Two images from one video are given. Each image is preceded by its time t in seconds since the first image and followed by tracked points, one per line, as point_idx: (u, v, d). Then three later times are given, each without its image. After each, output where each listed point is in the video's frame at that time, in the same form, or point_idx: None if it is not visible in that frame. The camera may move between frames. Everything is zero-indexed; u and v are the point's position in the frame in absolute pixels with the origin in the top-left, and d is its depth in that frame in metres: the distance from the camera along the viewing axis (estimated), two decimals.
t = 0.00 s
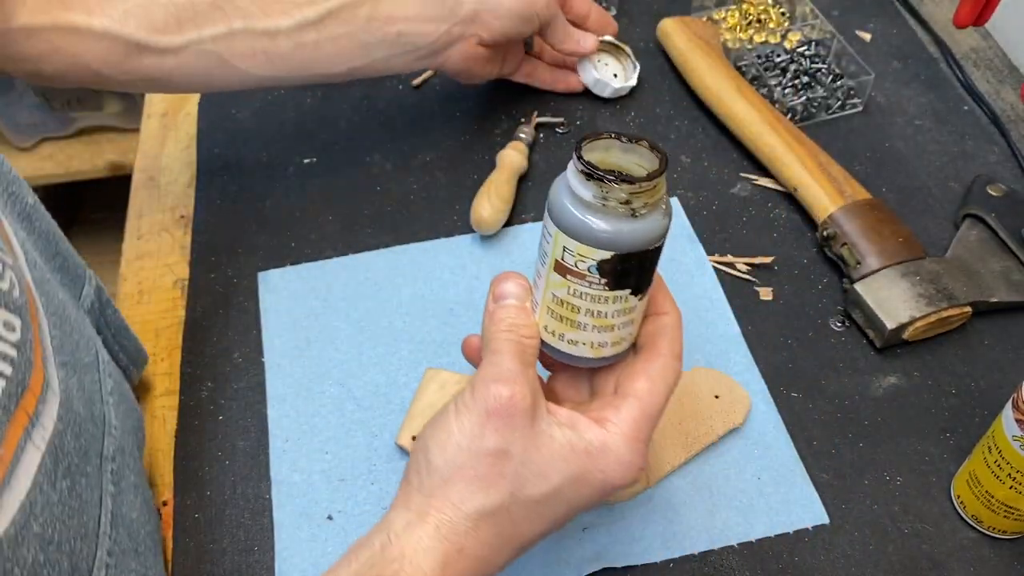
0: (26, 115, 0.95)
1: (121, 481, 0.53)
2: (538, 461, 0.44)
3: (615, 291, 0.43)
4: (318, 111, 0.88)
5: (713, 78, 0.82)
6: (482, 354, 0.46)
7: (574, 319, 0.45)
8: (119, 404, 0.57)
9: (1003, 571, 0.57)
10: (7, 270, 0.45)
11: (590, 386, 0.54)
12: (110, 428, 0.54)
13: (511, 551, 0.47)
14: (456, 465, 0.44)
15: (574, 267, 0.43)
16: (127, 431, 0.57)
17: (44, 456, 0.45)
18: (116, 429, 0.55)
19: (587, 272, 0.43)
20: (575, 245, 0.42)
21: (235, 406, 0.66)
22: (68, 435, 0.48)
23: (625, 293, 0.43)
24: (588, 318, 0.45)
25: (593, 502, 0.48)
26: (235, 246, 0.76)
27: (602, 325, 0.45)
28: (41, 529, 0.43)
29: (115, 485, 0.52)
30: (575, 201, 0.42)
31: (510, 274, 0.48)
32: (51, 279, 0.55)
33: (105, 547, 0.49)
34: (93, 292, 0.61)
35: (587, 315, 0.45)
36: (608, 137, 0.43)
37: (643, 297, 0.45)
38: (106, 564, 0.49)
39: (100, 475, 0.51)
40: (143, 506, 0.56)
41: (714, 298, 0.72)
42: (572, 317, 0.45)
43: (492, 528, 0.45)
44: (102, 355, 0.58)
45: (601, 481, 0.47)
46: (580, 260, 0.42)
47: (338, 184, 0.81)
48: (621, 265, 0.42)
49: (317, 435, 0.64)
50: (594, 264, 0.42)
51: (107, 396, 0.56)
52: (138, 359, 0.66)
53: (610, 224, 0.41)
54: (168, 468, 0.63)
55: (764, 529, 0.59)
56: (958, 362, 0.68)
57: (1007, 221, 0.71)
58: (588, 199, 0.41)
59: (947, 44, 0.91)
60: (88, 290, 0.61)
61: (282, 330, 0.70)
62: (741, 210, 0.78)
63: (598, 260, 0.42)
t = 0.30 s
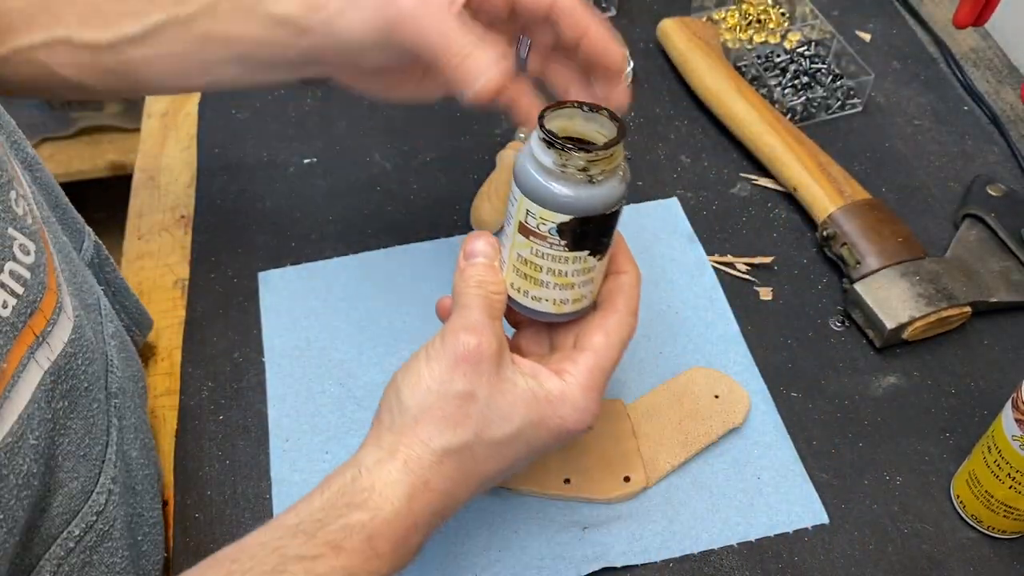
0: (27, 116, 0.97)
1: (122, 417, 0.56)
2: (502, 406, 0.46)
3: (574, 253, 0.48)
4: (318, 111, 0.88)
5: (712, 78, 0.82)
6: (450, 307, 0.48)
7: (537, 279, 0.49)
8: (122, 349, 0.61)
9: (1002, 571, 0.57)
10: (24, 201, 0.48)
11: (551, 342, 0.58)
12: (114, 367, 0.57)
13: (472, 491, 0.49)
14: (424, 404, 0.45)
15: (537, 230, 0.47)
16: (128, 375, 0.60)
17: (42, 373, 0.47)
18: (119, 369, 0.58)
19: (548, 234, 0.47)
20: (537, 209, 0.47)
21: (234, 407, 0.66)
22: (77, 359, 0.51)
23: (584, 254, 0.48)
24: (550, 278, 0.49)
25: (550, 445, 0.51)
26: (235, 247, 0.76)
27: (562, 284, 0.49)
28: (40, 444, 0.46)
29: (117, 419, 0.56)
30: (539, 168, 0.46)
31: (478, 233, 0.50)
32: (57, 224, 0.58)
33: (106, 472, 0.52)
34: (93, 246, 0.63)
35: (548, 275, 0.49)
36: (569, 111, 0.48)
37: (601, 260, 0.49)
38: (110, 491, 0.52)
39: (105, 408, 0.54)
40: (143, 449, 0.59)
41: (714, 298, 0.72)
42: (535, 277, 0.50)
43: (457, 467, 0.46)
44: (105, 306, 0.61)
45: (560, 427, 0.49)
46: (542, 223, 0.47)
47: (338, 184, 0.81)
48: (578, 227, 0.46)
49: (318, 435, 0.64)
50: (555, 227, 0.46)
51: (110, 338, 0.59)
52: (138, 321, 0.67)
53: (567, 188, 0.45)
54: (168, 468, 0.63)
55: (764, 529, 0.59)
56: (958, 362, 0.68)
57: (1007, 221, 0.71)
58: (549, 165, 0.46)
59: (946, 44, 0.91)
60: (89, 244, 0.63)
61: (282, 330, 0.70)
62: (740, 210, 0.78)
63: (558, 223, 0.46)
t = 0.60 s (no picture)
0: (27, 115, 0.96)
1: (137, 417, 0.57)
2: (474, 374, 0.52)
3: (532, 230, 0.50)
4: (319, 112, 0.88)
5: (712, 78, 0.82)
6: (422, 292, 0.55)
7: (500, 257, 0.52)
8: (133, 346, 0.61)
9: (1002, 571, 0.57)
10: (37, 207, 0.49)
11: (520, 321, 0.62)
12: (126, 366, 0.58)
13: (457, 459, 0.53)
14: (401, 379, 0.51)
15: (494, 209, 0.50)
16: (139, 373, 0.61)
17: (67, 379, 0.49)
18: (131, 368, 0.59)
19: (504, 213, 0.49)
20: (490, 189, 0.48)
21: (235, 406, 0.66)
22: (93, 361, 0.52)
23: (541, 231, 0.50)
24: (512, 255, 0.52)
25: (527, 414, 0.56)
26: (235, 247, 0.76)
27: (524, 260, 0.52)
28: (67, 448, 0.48)
29: (133, 418, 0.57)
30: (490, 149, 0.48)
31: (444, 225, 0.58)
32: (69, 225, 0.58)
33: (126, 473, 0.53)
34: (101, 246, 0.63)
35: (511, 253, 0.52)
36: (514, 91, 0.49)
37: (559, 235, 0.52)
38: (131, 490, 0.53)
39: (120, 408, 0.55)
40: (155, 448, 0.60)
41: (714, 298, 0.72)
42: (498, 255, 0.52)
43: (437, 437, 0.51)
44: (115, 307, 0.61)
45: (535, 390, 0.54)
46: (497, 203, 0.49)
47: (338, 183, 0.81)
48: (531, 204, 0.48)
49: (317, 435, 0.64)
50: (510, 205, 0.49)
51: (121, 337, 0.59)
52: (142, 317, 0.67)
53: (523, 165, 0.47)
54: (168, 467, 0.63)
55: (764, 529, 0.59)
56: (958, 362, 0.68)
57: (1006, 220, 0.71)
58: (498, 146, 0.47)
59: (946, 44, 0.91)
60: (97, 243, 0.63)
61: (282, 330, 0.70)
62: (740, 210, 0.78)
63: (512, 202, 0.48)
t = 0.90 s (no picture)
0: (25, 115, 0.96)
1: (155, 420, 0.58)
2: (508, 316, 0.57)
3: (599, 213, 0.61)
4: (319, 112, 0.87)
5: (712, 78, 0.82)
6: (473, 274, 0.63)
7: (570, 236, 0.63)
8: (144, 349, 0.61)
9: (1001, 571, 0.57)
10: (58, 214, 0.50)
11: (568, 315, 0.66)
12: (142, 369, 0.58)
13: (498, 409, 0.55)
14: (442, 327, 0.57)
15: (567, 200, 0.59)
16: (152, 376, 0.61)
17: (98, 380, 0.50)
18: (146, 371, 0.59)
19: (577, 202, 0.59)
20: (567, 184, 0.58)
21: (235, 406, 0.66)
22: (116, 364, 0.53)
23: (606, 211, 0.61)
24: (581, 233, 0.63)
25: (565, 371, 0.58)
26: (235, 247, 0.77)
27: (590, 235, 0.63)
28: (109, 447, 0.48)
29: (152, 420, 0.57)
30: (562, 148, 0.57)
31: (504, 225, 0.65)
32: (82, 232, 0.58)
33: (154, 475, 0.53)
34: (114, 253, 0.63)
35: (580, 231, 0.62)
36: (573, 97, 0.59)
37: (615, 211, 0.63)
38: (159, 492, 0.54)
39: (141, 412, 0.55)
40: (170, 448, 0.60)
41: (714, 298, 0.72)
42: (568, 235, 0.63)
43: (473, 372, 0.55)
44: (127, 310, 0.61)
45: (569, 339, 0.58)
46: (573, 195, 0.59)
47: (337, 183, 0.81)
48: (600, 192, 0.59)
49: (317, 436, 0.64)
50: (583, 197, 0.59)
51: (135, 340, 0.60)
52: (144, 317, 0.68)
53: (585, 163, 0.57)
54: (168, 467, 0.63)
55: (764, 529, 0.59)
56: (957, 362, 0.68)
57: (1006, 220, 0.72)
58: (572, 149, 0.57)
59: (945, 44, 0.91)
60: (105, 246, 0.62)
61: (282, 330, 0.70)
62: (740, 210, 0.78)
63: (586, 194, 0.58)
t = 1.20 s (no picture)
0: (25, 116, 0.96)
1: (161, 424, 0.58)
2: (462, 336, 0.56)
3: (640, 154, 0.73)
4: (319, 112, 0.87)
5: (712, 78, 0.82)
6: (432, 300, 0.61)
7: (615, 176, 0.75)
8: (150, 352, 0.61)
9: (1001, 571, 0.57)
10: (66, 219, 0.50)
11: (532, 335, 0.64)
12: (148, 373, 0.58)
13: (456, 432, 0.54)
14: (392, 354, 0.55)
15: (615, 146, 0.71)
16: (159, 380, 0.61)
17: (102, 386, 0.50)
18: (153, 375, 0.59)
19: (623, 148, 0.72)
20: (615, 134, 0.70)
21: (235, 406, 0.66)
22: (120, 370, 0.53)
23: (645, 155, 0.74)
24: (625, 174, 0.75)
25: (526, 386, 0.56)
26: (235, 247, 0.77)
27: (632, 175, 0.75)
28: (111, 453, 0.48)
29: (157, 424, 0.57)
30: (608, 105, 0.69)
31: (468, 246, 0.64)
32: (92, 234, 0.58)
33: (157, 479, 0.54)
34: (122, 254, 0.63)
35: (624, 171, 0.74)
36: (609, 57, 0.71)
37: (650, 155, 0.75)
38: (160, 497, 0.54)
39: (146, 416, 0.55)
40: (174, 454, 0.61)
41: (714, 298, 0.72)
42: (614, 175, 0.75)
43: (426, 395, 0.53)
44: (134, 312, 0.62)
45: (526, 351, 0.56)
46: (620, 143, 0.71)
47: (337, 183, 0.81)
48: (643, 138, 0.71)
49: (317, 436, 0.64)
50: (629, 143, 0.71)
51: (143, 344, 0.60)
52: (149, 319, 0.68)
53: (627, 113, 0.69)
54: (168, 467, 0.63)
55: (764, 529, 0.59)
56: (956, 362, 0.68)
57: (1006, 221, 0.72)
58: (618, 103, 0.68)
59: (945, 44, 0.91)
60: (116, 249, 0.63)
61: (282, 330, 0.70)
62: (740, 210, 0.78)
63: (631, 140, 0.71)
